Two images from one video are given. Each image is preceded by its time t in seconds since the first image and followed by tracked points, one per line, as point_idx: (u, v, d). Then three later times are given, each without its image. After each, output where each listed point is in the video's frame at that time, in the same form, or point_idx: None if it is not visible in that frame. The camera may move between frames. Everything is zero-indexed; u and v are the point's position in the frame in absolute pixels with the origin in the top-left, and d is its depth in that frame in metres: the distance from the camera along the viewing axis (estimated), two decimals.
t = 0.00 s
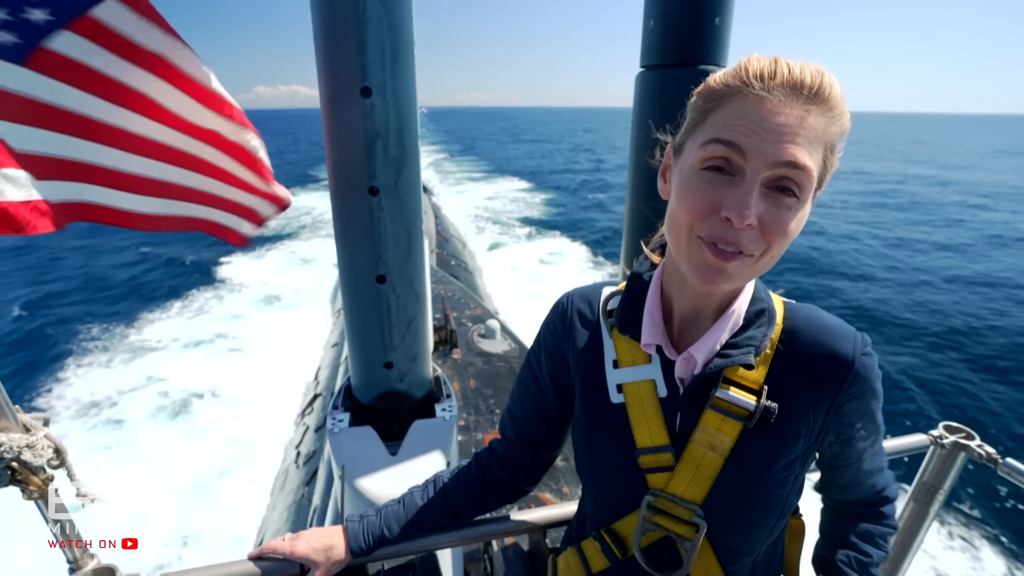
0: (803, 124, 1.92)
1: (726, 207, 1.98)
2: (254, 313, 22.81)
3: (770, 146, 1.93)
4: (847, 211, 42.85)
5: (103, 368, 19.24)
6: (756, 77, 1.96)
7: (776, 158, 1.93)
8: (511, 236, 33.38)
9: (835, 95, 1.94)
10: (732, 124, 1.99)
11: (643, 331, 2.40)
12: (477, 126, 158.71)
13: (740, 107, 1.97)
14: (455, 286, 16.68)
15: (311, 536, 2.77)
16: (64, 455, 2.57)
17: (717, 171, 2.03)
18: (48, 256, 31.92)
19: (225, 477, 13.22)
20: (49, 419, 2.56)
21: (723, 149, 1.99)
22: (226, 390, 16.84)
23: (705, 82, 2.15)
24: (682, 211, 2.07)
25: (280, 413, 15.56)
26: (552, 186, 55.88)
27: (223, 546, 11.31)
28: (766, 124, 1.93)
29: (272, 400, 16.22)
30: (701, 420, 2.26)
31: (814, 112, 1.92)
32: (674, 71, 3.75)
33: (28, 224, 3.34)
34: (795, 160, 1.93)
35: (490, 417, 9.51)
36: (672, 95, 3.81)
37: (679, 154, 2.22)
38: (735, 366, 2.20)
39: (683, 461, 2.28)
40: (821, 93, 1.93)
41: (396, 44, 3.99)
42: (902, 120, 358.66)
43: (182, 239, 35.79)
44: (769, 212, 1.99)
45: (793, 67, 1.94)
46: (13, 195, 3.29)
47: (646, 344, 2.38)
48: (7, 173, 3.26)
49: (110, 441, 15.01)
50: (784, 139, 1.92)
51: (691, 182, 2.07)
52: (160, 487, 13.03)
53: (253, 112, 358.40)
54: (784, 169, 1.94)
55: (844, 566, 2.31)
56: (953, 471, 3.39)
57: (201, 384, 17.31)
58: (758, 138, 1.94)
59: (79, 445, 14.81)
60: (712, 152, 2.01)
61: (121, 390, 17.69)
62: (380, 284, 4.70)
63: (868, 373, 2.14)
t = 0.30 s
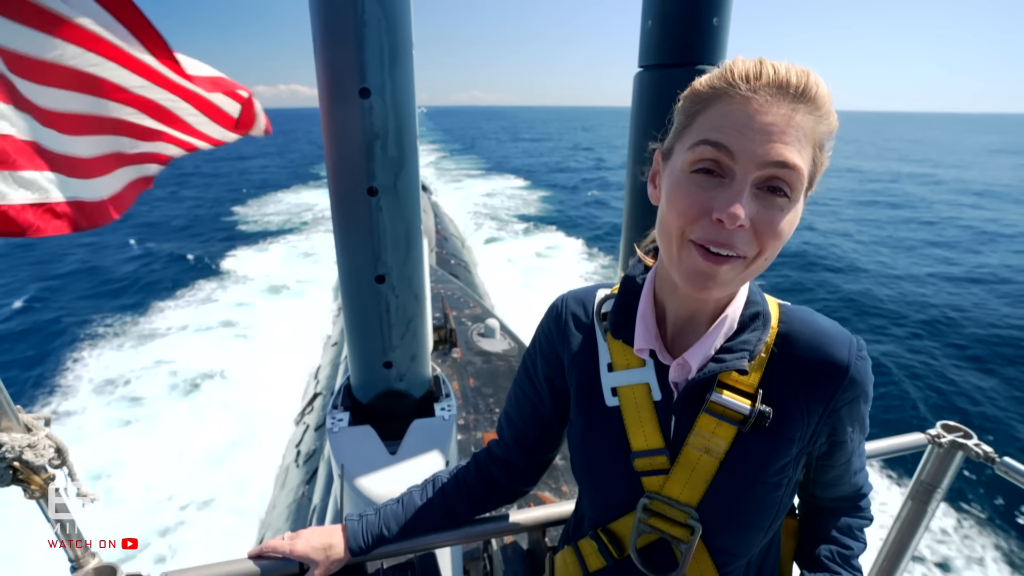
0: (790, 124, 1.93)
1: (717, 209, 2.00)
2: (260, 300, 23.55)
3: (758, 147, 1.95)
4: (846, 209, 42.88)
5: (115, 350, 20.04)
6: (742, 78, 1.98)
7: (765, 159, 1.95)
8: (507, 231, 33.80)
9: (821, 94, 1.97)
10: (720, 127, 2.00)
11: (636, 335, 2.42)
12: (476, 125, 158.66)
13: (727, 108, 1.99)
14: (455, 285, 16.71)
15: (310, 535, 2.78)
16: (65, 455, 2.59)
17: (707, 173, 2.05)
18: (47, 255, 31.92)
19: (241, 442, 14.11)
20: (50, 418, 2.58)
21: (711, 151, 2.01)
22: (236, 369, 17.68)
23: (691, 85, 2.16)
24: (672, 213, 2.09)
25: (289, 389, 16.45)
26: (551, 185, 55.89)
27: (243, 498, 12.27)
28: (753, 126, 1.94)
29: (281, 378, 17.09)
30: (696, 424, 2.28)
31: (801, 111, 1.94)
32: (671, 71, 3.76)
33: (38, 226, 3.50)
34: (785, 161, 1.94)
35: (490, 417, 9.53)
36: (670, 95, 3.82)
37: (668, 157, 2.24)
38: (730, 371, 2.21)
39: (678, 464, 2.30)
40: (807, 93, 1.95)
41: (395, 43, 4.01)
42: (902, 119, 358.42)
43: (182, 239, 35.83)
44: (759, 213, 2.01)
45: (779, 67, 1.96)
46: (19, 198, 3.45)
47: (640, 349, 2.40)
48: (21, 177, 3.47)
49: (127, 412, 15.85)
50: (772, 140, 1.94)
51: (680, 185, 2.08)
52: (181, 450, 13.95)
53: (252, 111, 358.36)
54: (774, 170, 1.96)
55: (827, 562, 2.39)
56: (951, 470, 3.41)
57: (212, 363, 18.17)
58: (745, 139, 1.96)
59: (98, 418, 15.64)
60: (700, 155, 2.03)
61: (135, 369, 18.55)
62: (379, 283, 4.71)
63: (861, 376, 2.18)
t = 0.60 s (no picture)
0: (778, 139, 1.95)
1: (704, 229, 2.06)
2: (266, 288, 24.83)
3: (743, 167, 1.98)
4: (846, 208, 42.93)
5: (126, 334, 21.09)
6: (726, 89, 1.99)
7: (749, 178, 1.98)
8: (505, 226, 35.51)
9: (810, 102, 1.97)
10: (703, 145, 2.03)
11: (635, 337, 2.45)
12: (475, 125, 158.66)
13: (711, 125, 2.01)
14: (456, 284, 16.78)
15: (316, 531, 2.80)
16: (75, 452, 2.62)
17: (694, 190, 2.09)
18: (48, 252, 31.96)
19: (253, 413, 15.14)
20: (60, 416, 2.62)
21: (696, 169, 2.04)
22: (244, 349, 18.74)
23: (677, 92, 2.18)
24: (662, 231, 2.15)
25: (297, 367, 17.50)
26: (551, 183, 55.87)
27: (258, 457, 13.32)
28: (737, 145, 1.97)
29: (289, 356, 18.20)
30: (696, 423, 2.32)
31: (788, 124, 1.95)
32: (672, 71, 3.79)
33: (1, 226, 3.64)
34: (771, 178, 1.97)
35: (492, 415, 9.56)
36: (670, 95, 3.84)
37: (657, 169, 2.27)
38: (728, 371, 2.23)
39: (679, 463, 2.34)
40: (794, 104, 1.95)
41: (396, 44, 4.02)
42: (901, 118, 358.68)
43: (183, 237, 35.89)
44: (748, 230, 2.06)
45: (762, 76, 1.98)
46: None
47: (638, 350, 2.43)
48: None
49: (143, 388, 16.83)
50: (757, 160, 1.96)
51: (668, 204, 2.13)
52: (197, 418, 14.96)
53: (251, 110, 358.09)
54: (760, 187, 1.99)
55: (833, 559, 2.42)
56: (950, 466, 3.43)
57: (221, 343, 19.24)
58: (730, 158, 1.99)
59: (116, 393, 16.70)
60: (686, 174, 2.07)
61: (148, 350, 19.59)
62: (383, 283, 4.75)
63: (861, 376, 2.20)
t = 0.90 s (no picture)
0: (760, 167, 1.96)
1: (689, 265, 2.09)
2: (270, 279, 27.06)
3: (722, 202, 1.99)
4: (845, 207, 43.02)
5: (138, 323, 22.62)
6: (700, 115, 1.99)
7: (729, 213, 2.00)
8: (502, 221, 36.34)
9: (791, 119, 1.97)
10: (681, 180, 2.04)
11: (630, 339, 2.47)
12: (475, 125, 158.71)
13: (687, 157, 2.02)
14: (456, 283, 16.76)
15: (319, 529, 2.83)
16: (81, 450, 2.65)
17: (675, 222, 2.11)
18: (49, 253, 32.03)
19: (261, 387, 16.71)
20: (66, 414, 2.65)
21: (676, 205, 2.07)
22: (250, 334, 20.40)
23: (654, 108, 2.18)
24: (648, 262, 2.18)
25: (301, 349, 19.16)
26: (551, 182, 55.90)
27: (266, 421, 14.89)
28: (715, 180, 1.98)
29: (291, 339, 19.81)
30: (693, 423, 2.34)
31: (769, 153, 1.96)
32: (671, 70, 3.81)
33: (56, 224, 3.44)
34: (751, 211, 1.99)
35: (492, 415, 9.58)
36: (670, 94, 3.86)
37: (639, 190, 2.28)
38: (723, 372, 2.26)
39: (677, 463, 2.37)
40: (773, 129, 1.95)
41: (396, 45, 4.04)
42: (901, 118, 358.87)
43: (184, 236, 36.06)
44: (732, 261, 2.08)
45: (738, 94, 1.99)
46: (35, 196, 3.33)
47: (634, 353, 2.46)
48: (33, 176, 3.36)
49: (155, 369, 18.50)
50: (735, 194, 1.98)
51: (651, 234, 2.16)
52: (210, 391, 16.60)
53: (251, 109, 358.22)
54: (740, 220, 2.01)
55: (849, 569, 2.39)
56: (950, 463, 3.45)
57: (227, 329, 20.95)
58: (709, 195, 2.00)
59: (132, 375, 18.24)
60: (666, 209, 2.09)
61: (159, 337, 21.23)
62: (384, 281, 4.77)
63: (859, 377, 2.21)
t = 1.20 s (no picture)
0: (754, 173, 1.96)
1: (683, 273, 2.09)
2: (278, 267, 28.88)
3: (716, 209, 1.99)
4: (847, 208, 42.97)
5: (152, 313, 24.11)
6: (692, 119, 1.99)
7: (722, 220, 2.00)
8: (502, 219, 36.48)
9: (784, 121, 1.97)
10: (673, 187, 2.04)
11: (632, 341, 2.47)
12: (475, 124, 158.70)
13: (679, 164, 2.02)
14: (458, 283, 16.78)
15: (323, 525, 2.84)
16: (86, 447, 2.66)
17: (669, 229, 2.11)
18: (52, 254, 32.12)
19: (268, 369, 18.25)
20: (71, 412, 2.66)
21: (669, 214, 2.06)
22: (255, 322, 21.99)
23: (644, 112, 2.19)
24: (645, 268, 2.18)
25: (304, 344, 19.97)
26: (552, 181, 55.91)
27: (276, 397, 16.50)
28: (708, 186, 1.98)
29: (294, 327, 21.35)
30: (696, 423, 2.34)
31: (763, 157, 1.96)
32: (673, 67, 3.80)
33: (19, 225, 3.43)
34: (745, 217, 1.99)
35: (494, 413, 9.59)
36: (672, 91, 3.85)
37: (634, 195, 2.28)
38: (725, 373, 2.26)
39: (681, 463, 2.37)
40: (764, 134, 1.95)
41: (399, 44, 4.05)
42: (901, 117, 358.70)
43: (186, 236, 36.15)
44: (729, 267, 2.08)
45: (729, 97, 2.00)
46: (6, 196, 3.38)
47: (636, 354, 2.45)
48: (12, 176, 3.41)
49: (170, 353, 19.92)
50: (730, 200, 1.97)
51: (646, 242, 2.16)
52: (221, 372, 18.17)
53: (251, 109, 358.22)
54: (735, 226, 2.00)
55: (827, 555, 2.43)
56: (952, 459, 3.47)
57: (233, 317, 22.65)
58: (702, 202, 1.99)
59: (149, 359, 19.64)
60: (660, 217, 2.09)
61: (170, 323, 22.83)
62: (387, 280, 4.77)
63: (861, 376, 2.23)
